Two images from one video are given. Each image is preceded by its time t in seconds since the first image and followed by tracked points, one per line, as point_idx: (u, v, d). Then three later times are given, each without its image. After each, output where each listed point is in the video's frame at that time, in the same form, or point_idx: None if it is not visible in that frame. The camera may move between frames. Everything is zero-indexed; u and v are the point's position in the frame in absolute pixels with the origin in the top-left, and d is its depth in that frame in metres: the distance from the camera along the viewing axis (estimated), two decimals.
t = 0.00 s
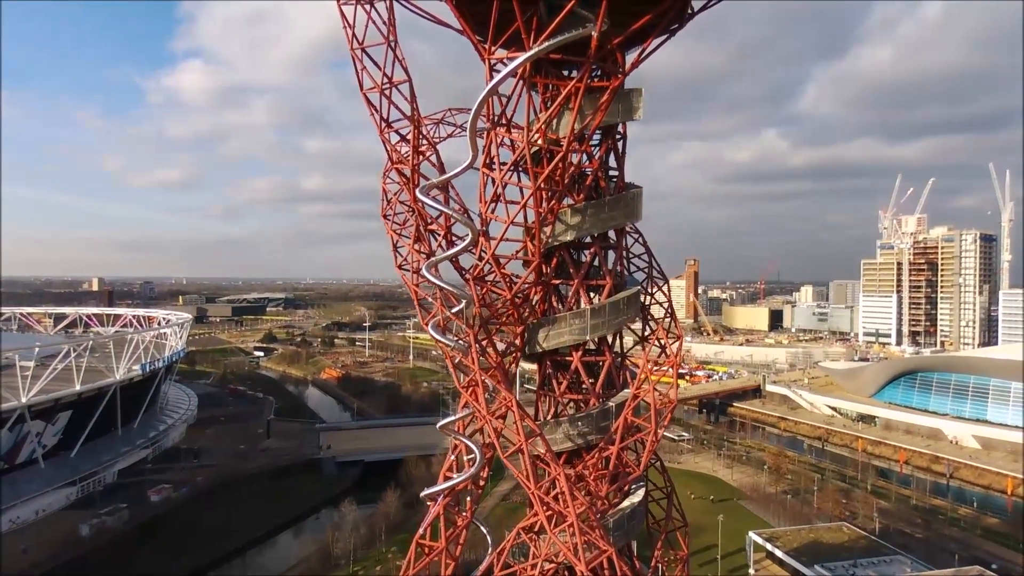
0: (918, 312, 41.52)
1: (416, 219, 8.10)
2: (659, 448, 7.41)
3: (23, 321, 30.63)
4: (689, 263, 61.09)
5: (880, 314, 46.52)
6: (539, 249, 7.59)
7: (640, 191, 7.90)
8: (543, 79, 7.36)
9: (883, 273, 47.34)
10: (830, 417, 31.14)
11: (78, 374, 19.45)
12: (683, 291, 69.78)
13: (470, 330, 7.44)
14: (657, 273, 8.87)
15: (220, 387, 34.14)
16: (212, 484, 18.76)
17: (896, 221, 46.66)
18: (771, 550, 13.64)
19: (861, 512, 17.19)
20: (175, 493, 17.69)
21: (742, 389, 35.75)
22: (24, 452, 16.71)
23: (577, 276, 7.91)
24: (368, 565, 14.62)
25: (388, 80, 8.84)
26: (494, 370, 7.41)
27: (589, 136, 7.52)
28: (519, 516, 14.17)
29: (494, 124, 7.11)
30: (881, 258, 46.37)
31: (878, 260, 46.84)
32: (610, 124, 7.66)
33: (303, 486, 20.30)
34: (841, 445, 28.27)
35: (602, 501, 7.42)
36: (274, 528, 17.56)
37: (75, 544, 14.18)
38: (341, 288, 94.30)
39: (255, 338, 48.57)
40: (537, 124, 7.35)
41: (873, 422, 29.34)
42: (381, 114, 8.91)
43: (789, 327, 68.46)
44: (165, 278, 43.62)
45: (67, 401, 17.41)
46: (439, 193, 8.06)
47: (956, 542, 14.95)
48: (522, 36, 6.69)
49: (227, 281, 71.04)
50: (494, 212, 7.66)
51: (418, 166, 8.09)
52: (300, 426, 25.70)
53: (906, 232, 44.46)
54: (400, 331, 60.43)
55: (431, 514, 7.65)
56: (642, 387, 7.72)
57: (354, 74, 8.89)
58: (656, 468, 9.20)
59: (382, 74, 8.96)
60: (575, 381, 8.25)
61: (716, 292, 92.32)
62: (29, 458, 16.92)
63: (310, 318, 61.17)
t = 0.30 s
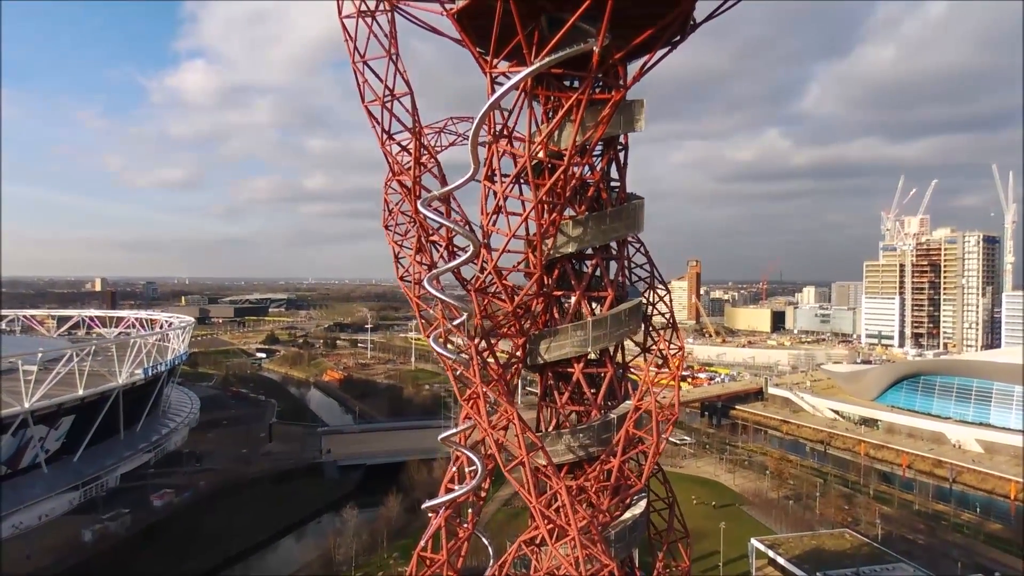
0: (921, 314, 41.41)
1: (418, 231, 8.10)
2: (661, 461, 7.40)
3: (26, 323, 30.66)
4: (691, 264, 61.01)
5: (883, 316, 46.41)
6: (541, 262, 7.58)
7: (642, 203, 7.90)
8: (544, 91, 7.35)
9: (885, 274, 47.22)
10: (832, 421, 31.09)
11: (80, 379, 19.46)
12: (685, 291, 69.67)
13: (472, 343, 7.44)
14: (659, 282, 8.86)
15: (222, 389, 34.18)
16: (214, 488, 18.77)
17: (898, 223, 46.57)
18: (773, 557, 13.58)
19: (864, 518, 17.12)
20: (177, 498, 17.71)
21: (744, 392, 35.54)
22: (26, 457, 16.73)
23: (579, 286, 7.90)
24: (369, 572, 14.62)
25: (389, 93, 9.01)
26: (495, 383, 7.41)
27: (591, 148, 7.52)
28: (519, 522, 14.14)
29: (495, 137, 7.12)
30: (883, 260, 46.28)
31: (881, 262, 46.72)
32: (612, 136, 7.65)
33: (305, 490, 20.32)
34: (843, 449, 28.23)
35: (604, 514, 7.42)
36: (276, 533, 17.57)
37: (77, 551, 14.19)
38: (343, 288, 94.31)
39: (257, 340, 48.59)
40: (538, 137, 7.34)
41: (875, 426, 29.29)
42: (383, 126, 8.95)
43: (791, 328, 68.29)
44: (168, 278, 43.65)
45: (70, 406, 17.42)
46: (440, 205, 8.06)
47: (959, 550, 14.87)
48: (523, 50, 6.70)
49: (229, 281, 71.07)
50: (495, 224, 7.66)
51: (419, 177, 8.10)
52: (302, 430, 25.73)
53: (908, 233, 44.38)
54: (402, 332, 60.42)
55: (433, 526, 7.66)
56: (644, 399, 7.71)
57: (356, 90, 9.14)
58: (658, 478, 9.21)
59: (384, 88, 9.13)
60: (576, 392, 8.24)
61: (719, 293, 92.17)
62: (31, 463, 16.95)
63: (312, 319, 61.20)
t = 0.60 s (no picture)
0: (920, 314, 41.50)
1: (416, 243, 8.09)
2: (660, 473, 7.40)
3: (24, 326, 30.57)
4: (690, 264, 61.05)
5: (882, 317, 46.43)
6: (541, 274, 7.55)
7: (640, 214, 7.92)
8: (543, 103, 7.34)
9: (884, 275, 47.30)
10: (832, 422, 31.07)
11: (79, 385, 19.41)
12: (684, 291, 69.69)
13: (471, 356, 7.43)
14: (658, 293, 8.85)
15: (222, 392, 34.14)
16: (213, 494, 18.75)
17: (897, 223, 46.54)
18: (772, 563, 13.56)
19: (863, 522, 17.11)
20: (176, 504, 17.69)
21: (743, 393, 35.63)
22: (25, 463, 16.69)
23: (577, 298, 7.90)
24: None
25: (388, 106, 9.33)
26: (495, 396, 7.39)
27: (590, 159, 7.51)
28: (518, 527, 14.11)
29: (494, 151, 7.12)
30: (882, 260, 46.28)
31: (879, 262, 46.80)
32: (610, 148, 7.65)
33: (304, 495, 20.32)
34: (842, 451, 28.21)
35: (604, 526, 7.41)
36: (276, 538, 17.57)
37: (75, 559, 14.17)
38: (342, 289, 94.15)
39: (256, 342, 48.51)
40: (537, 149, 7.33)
41: (874, 428, 29.32)
42: (379, 138, 9.47)
43: (789, 328, 68.26)
44: (167, 280, 43.58)
45: (68, 412, 17.39)
46: (439, 218, 8.04)
47: (959, 554, 14.85)
48: (523, 64, 6.71)
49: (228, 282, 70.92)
50: (493, 236, 7.66)
51: (418, 189, 8.09)
52: (301, 434, 25.70)
53: (907, 233, 44.49)
54: (401, 334, 60.31)
55: (433, 539, 7.66)
56: (644, 410, 7.70)
57: (354, 102, 9.54)
58: (657, 488, 9.21)
59: (382, 101, 9.44)
60: (575, 403, 8.23)
61: (717, 292, 92.10)
62: (30, 469, 16.91)
63: (311, 320, 61.13)
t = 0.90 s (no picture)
0: (921, 317, 41.42)
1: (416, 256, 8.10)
2: (661, 484, 7.41)
3: (26, 329, 30.58)
4: (691, 265, 60.98)
5: (883, 319, 46.31)
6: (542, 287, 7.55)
7: (640, 225, 7.93)
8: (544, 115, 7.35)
9: (885, 277, 47.24)
10: (833, 426, 30.97)
11: (80, 390, 19.39)
12: (685, 293, 69.61)
13: (471, 369, 7.44)
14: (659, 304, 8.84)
15: (222, 395, 34.13)
16: (214, 499, 18.75)
17: (898, 226, 46.43)
18: (773, 571, 13.49)
19: (865, 528, 17.07)
20: (177, 510, 17.69)
21: (744, 396, 35.56)
22: (26, 469, 16.69)
23: (577, 309, 7.89)
24: None
25: (388, 119, 9.83)
26: (495, 409, 7.38)
27: (590, 172, 7.51)
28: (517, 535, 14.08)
29: (494, 164, 7.12)
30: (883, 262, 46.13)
31: (881, 265, 46.76)
32: (610, 160, 7.66)
33: (306, 500, 20.33)
34: (844, 455, 28.04)
35: (605, 538, 7.41)
36: (277, 544, 17.57)
37: (77, 566, 14.19)
38: (343, 290, 94.14)
39: (257, 344, 48.49)
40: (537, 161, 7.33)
41: (875, 431, 29.27)
42: (379, 150, 10.12)
43: (790, 330, 68.06)
44: (168, 282, 43.57)
45: (69, 417, 17.39)
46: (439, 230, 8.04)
47: (962, 562, 14.78)
48: (523, 78, 6.73)
49: (229, 283, 70.88)
50: (493, 248, 7.66)
51: (418, 201, 8.10)
52: (302, 438, 25.72)
53: (908, 235, 44.45)
54: (402, 336, 60.25)
55: (433, 551, 7.65)
56: (645, 422, 7.71)
57: (354, 114, 10.05)
58: (659, 499, 9.22)
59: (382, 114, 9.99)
60: (576, 415, 8.24)
61: (718, 294, 91.83)
62: (31, 475, 16.91)
63: (312, 322, 61.08)
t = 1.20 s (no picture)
0: (922, 318, 41.36)
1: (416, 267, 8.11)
2: (660, 496, 7.42)
3: (28, 331, 30.63)
4: (692, 266, 60.97)
5: (884, 321, 46.21)
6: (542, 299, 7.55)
7: (640, 237, 7.94)
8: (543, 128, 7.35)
9: (886, 278, 47.13)
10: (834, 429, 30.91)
11: (82, 394, 19.42)
12: (686, 294, 69.55)
13: (470, 381, 7.45)
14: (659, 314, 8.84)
15: (223, 397, 34.16)
16: (215, 503, 18.77)
17: (899, 227, 46.29)
18: None
19: (866, 533, 17.05)
20: (178, 514, 17.70)
21: (745, 398, 35.52)
22: (27, 473, 16.71)
23: (577, 320, 7.90)
24: None
25: (387, 131, 9.98)
26: (495, 420, 7.39)
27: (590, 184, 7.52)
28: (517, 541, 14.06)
29: (493, 178, 7.12)
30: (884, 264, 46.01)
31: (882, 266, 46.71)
32: (610, 171, 7.67)
33: (307, 503, 20.35)
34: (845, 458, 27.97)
35: (604, 549, 7.43)
36: (277, 548, 17.59)
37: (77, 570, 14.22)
38: (344, 290, 94.12)
39: (257, 345, 48.51)
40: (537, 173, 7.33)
41: (876, 434, 29.22)
42: (379, 162, 10.22)
43: (792, 331, 67.97)
44: (169, 283, 43.58)
45: (70, 422, 17.41)
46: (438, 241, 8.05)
47: (962, 569, 14.73)
48: (522, 91, 6.75)
49: (230, 283, 70.85)
50: (493, 260, 7.65)
51: (418, 213, 8.12)
52: (302, 440, 25.73)
53: (909, 236, 44.38)
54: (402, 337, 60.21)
55: (433, 562, 7.67)
56: (645, 434, 7.72)
57: (354, 127, 10.19)
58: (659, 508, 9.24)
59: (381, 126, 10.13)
60: (576, 426, 8.26)
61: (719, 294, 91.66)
62: (32, 479, 16.94)
63: (313, 323, 61.07)
